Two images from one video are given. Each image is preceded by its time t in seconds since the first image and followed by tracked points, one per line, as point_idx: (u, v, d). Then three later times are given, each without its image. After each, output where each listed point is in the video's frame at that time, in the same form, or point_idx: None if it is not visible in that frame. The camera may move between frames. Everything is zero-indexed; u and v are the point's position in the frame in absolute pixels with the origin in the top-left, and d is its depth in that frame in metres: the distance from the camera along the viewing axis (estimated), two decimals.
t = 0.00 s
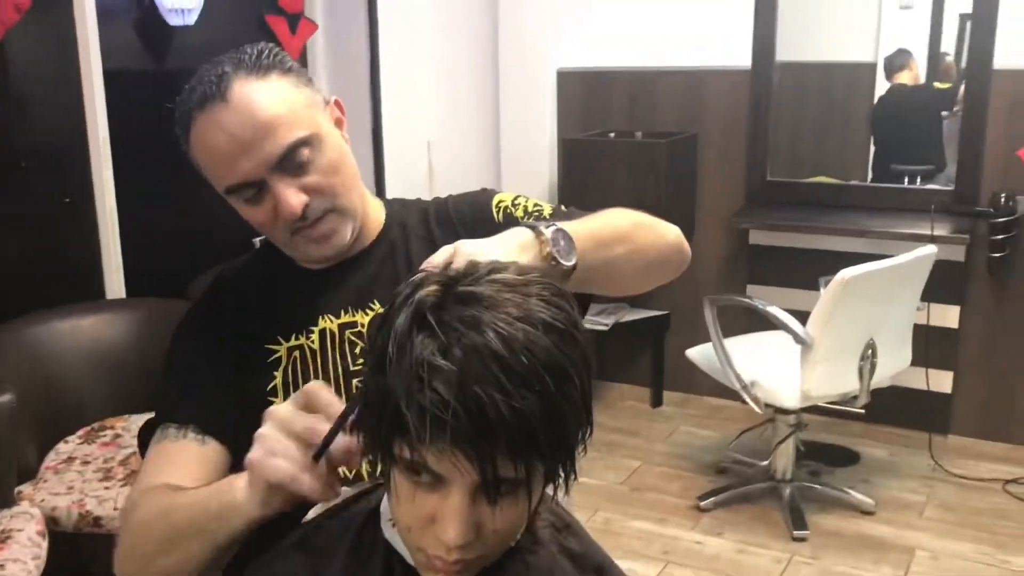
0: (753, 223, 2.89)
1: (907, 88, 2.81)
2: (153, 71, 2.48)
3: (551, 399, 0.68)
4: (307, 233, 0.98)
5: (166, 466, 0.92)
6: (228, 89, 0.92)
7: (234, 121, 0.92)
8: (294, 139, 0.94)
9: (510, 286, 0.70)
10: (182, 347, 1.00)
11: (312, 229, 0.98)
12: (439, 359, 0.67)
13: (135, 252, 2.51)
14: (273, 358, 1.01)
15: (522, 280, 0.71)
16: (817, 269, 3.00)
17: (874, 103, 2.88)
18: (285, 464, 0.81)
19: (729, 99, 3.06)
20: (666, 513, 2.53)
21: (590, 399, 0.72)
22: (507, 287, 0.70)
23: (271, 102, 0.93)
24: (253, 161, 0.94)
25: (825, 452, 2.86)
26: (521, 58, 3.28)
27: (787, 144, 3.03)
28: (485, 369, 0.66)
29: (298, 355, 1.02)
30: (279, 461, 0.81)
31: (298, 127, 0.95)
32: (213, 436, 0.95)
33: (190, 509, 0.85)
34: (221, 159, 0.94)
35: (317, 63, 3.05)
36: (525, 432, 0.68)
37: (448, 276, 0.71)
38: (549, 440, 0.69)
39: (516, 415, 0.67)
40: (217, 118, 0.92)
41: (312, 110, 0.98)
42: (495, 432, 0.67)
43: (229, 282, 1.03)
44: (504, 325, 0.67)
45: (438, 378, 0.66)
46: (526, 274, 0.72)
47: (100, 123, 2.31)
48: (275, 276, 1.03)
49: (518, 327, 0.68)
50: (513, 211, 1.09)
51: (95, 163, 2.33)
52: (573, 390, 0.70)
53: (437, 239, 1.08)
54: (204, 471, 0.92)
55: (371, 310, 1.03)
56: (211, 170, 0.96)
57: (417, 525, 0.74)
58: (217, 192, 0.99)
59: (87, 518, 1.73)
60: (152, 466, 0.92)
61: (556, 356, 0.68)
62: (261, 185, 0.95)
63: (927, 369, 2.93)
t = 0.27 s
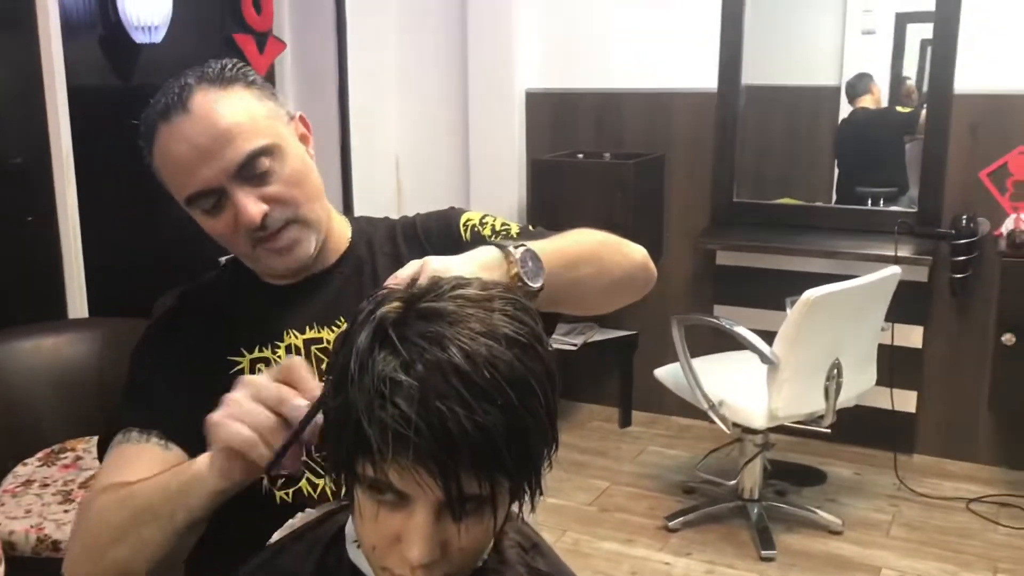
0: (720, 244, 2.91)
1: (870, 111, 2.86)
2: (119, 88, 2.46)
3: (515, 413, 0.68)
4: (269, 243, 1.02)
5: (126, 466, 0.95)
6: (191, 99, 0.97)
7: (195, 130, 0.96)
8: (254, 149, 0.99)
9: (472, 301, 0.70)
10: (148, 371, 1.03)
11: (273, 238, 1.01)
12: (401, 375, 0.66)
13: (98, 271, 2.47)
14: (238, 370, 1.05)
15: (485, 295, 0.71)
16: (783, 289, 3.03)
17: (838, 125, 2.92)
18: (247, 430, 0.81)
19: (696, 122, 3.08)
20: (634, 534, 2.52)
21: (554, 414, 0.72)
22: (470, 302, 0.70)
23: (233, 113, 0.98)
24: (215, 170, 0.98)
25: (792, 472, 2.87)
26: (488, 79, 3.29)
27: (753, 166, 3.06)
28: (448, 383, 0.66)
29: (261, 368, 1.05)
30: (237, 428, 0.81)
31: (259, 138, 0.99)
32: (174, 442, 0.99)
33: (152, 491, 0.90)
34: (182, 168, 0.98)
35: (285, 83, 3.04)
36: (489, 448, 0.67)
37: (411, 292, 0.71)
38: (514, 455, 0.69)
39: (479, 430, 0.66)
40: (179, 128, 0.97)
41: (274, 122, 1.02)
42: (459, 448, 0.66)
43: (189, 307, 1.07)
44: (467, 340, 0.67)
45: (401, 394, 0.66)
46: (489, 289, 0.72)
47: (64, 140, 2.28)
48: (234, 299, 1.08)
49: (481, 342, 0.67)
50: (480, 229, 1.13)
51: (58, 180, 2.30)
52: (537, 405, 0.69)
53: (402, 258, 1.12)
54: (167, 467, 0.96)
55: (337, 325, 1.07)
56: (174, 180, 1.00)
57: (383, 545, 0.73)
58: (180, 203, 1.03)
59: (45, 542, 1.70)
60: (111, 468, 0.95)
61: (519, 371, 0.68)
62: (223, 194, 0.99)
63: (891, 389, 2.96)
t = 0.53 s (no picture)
0: (705, 247, 2.92)
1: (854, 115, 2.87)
2: (102, 94, 2.45)
3: (507, 426, 0.68)
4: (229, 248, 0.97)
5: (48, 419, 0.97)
6: (136, 94, 0.92)
7: (142, 127, 0.92)
8: (204, 146, 0.93)
9: (465, 313, 0.70)
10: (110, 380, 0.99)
11: (226, 233, 0.97)
12: (392, 387, 0.66)
13: (82, 276, 2.46)
14: (222, 371, 0.97)
15: (478, 305, 0.71)
16: (768, 292, 3.04)
17: (822, 130, 2.93)
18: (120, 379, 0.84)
19: (681, 127, 3.10)
20: (622, 537, 2.52)
21: (546, 426, 0.72)
22: (462, 313, 0.70)
23: (183, 111, 0.93)
24: (163, 170, 0.93)
25: (778, 474, 2.88)
26: (473, 84, 3.29)
27: (737, 170, 3.07)
28: (440, 396, 0.66)
29: (248, 374, 0.98)
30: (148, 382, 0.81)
31: (213, 135, 0.94)
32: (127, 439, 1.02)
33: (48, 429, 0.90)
34: (130, 164, 0.93)
35: (270, 89, 3.04)
36: (481, 461, 0.67)
37: (405, 303, 0.71)
38: (506, 468, 0.69)
39: (470, 444, 0.66)
40: (126, 126, 0.92)
41: (224, 116, 0.96)
42: (450, 462, 0.67)
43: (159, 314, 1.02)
44: (459, 353, 0.67)
45: (392, 407, 0.66)
46: (480, 298, 0.72)
47: (47, 146, 2.26)
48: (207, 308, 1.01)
49: (473, 354, 0.67)
50: (472, 231, 1.12)
51: (42, 186, 2.28)
52: (528, 417, 0.69)
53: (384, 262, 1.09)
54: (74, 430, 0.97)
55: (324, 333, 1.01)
56: (124, 179, 0.96)
57: (374, 556, 0.74)
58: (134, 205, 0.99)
59: (30, 549, 1.68)
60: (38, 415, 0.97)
61: (511, 383, 0.68)
62: (175, 196, 0.94)
63: (876, 391, 2.98)
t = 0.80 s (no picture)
0: (703, 244, 2.92)
1: (852, 113, 2.88)
2: (100, 93, 2.44)
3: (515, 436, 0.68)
4: (226, 257, 0.92)
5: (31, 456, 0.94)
6: (133, 106, 0.89)
7: (139, 139, 0.88)
8: (202, 154, 0.89)
9: (473, 320, 0.70)
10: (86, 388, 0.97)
11: (228, 248, 0.91)
12: (401, 399, 0.66)
13: (79, 276, 2.45)
14: (208, 400, 0.97)
15: (486, 313, 0.71)
16: (766, 289, 3.04)
17: (820, 128, 2.93)
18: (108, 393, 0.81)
19: (678, 126, 3.10)
20: (621, 536, 2.52)
21: (552, 434, 0.72)
22: (471, 321, 0.70)
23: (182, 119, 0.90)
24: (159, 179, 0.89)
25: (776, 472, 2.88)
26: (471, 83, 3.29)
27: (734, 168, 3.07)
28: (449, 408, 0.66)
29: (236, 395, 0.97)
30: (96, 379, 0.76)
31: (210, 143, 0.90)
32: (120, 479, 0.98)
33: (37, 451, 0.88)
34: (130, 177, 0.90)
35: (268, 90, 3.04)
36: (490, 472, 0.67)
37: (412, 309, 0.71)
38: (514, 478, 0.69)
39: (479, 455, 0.67)
40: (123, 137, 0.89)
41: (224, 125, 0.93)
42: (459, 473, 0.67)
43: (152, 320, 1.00)
44: (468, 363, 0.67)
45: (402, 419, 0.66)
46: (487, 305, 0.72)
47: (45, 145, 2.26)
48: (196, 320, 1.00)
49: (482, 364, 0.67)
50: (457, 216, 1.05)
51: (40, 186, 2.28)
52: (536, 426, 0.69)
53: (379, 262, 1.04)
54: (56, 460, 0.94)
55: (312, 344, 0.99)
56: (126, 193, 0.92)
57: (379, 563, 0.74)
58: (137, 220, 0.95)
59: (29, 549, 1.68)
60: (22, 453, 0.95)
61: (519, 393, 0.68)
62: (173, 206, 0.90)
63: (874, 389, 2.98)
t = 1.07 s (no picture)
0: (704, 243, 2.92)
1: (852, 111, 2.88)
2: (100, 93, 2.44)
3: (505, 425, 0.67)
4: (249, 229, 0.91)
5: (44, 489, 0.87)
6: (186, 68, 0.86)
7: (188, 100, 0.85)
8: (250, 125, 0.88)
9: (464, 310, 0.70)
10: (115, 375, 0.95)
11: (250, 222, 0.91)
12: (391, 388, 0.66)
13: (80, 275, 2.45)
14: (214, 385, 0.98)
15: (477, 302, 0.70)
16: (767, 288, 3.04)
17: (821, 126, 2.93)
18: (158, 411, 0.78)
19: (679, 124, 3.10)
20: (622, 535, 2.52)
21: (545, 423, 0.71)
22: (461, 311, 0.69)
23: (232, 87, 0.88)
24: (201, 143, 0.86)
25: (777, 471, 2.88)
26: (471, 82, 3.29)
27: (735, 167, 3.07)
28: (439, 396, 0.65)
29: (240, 380, 0.98)
30: (148, 387, 0.72)
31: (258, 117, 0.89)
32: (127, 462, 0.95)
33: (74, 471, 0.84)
34: (166, 133, 0.86)
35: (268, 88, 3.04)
36: (480, 461, 0.67)
37: (404, 299, 0.71)
38: (505, 467, 0.69)
39: (468, 444, 0.66)
40: (169, 95, 0.85)
41: (267, 101, 0.92)
42: (449, 462, 0.67)
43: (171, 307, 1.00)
44: (458, 352, 0.67)
45: (391, 408, 0.66)
46: (480, 295, 0.72)
47: (46, 145, 2.26)
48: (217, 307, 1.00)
49: (472, 353, 0.67)
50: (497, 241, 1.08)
51: (40, 186, 2.27)
52: (528, 415, 0.69)
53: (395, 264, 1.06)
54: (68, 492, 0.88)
55: (322, 336, 1.01)
56: (149, 147, 0.88)
57: (373, 553, 0.74)
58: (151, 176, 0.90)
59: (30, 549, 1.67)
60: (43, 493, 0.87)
61: (510, 382, 0.68)
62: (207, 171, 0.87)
63: (875, 387, 2.98)
